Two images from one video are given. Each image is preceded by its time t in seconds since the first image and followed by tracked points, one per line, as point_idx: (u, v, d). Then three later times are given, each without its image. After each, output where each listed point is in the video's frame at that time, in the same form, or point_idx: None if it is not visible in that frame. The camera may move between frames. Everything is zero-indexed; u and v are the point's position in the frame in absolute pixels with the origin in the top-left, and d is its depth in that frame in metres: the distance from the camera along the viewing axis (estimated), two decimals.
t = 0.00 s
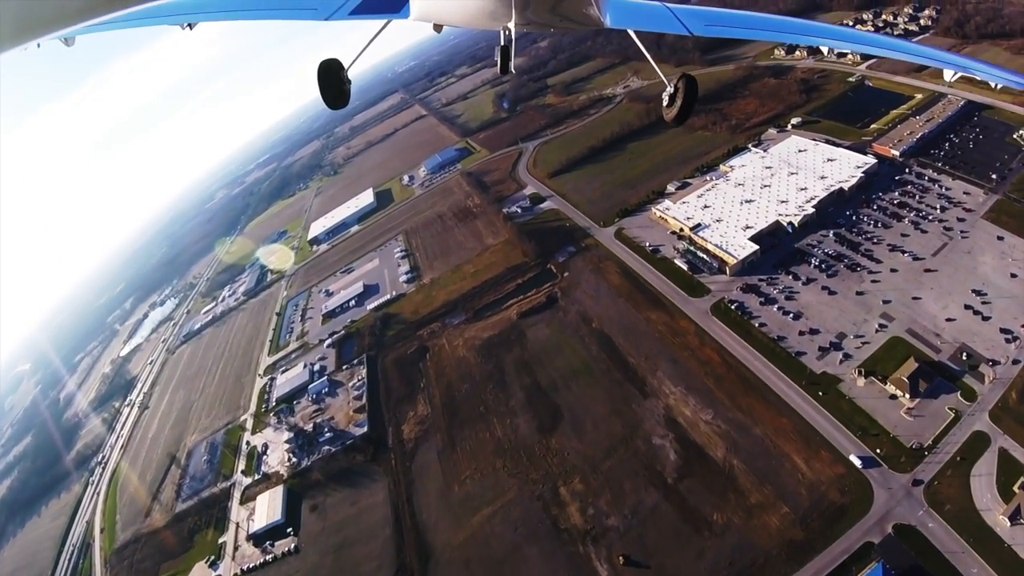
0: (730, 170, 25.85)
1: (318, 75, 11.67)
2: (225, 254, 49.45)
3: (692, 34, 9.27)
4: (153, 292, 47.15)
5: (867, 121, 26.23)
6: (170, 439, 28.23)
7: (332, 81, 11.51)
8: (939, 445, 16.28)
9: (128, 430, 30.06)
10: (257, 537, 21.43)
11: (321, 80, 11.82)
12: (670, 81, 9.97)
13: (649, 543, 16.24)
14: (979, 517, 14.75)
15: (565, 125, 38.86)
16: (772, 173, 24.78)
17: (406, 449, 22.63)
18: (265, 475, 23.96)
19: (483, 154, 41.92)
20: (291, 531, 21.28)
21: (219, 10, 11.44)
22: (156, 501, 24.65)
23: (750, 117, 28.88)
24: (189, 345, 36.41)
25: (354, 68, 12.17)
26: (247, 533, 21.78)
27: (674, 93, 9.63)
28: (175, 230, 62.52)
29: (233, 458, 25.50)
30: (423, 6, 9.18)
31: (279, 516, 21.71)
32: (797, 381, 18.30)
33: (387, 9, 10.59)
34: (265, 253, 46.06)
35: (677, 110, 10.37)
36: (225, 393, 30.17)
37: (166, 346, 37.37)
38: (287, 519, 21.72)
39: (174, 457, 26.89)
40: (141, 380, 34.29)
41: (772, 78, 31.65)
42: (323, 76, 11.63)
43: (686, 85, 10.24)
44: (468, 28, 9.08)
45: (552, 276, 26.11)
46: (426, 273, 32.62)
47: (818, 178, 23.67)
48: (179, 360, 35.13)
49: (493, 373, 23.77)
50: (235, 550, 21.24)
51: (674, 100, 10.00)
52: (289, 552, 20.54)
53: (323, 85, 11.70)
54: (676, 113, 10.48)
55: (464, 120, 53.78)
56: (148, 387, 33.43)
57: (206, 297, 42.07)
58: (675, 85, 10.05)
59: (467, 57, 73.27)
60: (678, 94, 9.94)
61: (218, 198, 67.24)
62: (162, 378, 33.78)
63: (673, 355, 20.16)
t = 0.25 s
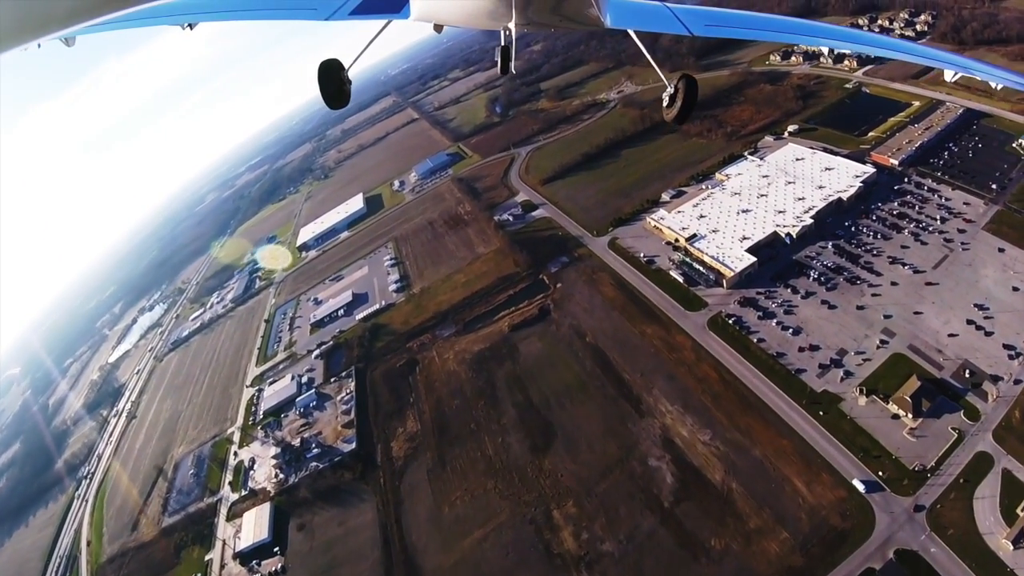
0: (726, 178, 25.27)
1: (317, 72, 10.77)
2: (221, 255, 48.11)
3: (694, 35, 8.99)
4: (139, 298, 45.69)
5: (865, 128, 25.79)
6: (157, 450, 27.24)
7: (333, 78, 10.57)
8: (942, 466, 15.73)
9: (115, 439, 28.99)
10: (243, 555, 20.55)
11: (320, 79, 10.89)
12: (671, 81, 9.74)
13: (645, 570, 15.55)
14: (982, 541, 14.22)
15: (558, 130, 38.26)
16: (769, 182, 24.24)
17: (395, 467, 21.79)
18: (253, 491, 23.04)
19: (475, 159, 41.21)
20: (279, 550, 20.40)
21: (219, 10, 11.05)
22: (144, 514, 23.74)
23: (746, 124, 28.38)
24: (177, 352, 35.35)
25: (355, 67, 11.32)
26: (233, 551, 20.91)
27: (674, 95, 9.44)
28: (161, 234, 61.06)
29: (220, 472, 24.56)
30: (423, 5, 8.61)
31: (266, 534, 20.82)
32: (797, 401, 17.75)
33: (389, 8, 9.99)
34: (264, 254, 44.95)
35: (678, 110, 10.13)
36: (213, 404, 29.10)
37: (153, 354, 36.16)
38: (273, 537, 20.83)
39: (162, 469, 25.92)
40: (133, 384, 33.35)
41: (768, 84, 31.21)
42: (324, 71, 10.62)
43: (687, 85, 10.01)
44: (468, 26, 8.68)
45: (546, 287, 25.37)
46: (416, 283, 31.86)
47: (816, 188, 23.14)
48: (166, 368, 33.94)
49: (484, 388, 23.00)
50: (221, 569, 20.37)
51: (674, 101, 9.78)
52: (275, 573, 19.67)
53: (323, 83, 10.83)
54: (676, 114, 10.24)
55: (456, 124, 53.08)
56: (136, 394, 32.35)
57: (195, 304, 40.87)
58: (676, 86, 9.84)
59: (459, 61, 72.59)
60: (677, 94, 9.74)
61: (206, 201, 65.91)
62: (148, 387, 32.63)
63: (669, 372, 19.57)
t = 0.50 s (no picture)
0: (721, 187, 24.69)
1: (317, 73, 10.75)
2: (216, 256, 47.48)
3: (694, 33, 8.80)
4: (125, 303, 44.41)
5: (861, 135, 25.35)
6: (143, 463, 26.31)
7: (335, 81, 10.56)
8: (944, 487, 15.15)
9: (102, 451, 27.89)
10: None
11: (320, 79, 10.85)
12: (669, 81, 9.42)
13: None
14: (986, 566, 13.62)
15: (549, 136, 37.68)
16: (765, 191, 23.67)
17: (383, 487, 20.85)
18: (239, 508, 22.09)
19: (465, 165, 40.53)
20: (265, 572, 19.57)
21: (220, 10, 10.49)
22: (130, 530, 22.80)
23: (741, 131, 27.87)
24: (165, 361, 34.09)
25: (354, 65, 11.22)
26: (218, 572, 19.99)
27: (673, 93, 9.07)
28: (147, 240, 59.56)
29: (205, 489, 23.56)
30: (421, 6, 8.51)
31: (252, 554, 20.04)
32: (796, 420, 17.17)
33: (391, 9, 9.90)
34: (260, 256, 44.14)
35: (678, 111, 9.79)
36: (198, 417, 27.96)
37: (139, 363, 35.04)
38: (260, 557, 20.05)
39: (148, 484, 24.89)
40: (121, 390, 32.30)
41: (762, 90, 30.74)
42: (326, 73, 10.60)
43: (686, 85, 9.72)
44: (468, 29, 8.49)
45: (538, 299, 24.68)
46: (405, 293, 31.09)
47: (814, 197, 22.62)
48: (151, 377, 32.85)
49: (474, 405, 22.22)
50: None
51: (673, 101, 9.42)
52: None
53: (324, 84, 10.78)
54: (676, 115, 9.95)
55: (446, 129, 52.43)
56: (124, 403, 31.25)
57: (183, 312, 39.23)
58: (675, 85, 9.47)
59: (449, 64, 71.89)
60: (677, 94, 9.38)
61: (194, 206, 64.58)
62: (134, 395, 31.59)
63: (665, 389, 18.94)
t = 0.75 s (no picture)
0: (714, 197, 24.18)
1: (318, 72, 10.94)
2: (211, 255, 46.81)
3: (693, 32, 9.03)
4: (108, 309, 42.99)
5: (855, 145, 25.00)
6: (126, 475, 25.29)
7: (335, 79, 10.73)
8: (943, 512, 14.65)
9: (84, 462, 26.84)
10: None
11: (320, 79, 11.01)
12: (670, 80, 9.45)
13: None
14: None
15: (539, 143, 37.13)
16: (759, 202, 23.19)
17: (368, 508, 20.00)
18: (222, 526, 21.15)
19: (454, 172, 39.86)
20: None
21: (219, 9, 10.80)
22: (112, 545, 21.95)
23: (733, 139, 27.44)
24: (150, 369, 33.01)
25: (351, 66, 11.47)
26: None
27: (674, 93, 9.17)
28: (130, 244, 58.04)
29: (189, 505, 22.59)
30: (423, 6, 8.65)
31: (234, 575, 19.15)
32: (792, 443, 16.65)
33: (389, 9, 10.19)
34: (255, 256, 43.55)
35: (678, 111, 9.87)
36: (182, 429, 26.93)
37: (122, 372, 33.80)
38: None
39: (130, 498, 23.88)
40: (104, 400, 31.13)
41: (754, 97, 30.36)
42: (326, 72, 10.79)
43: (686, 85, 9.75)
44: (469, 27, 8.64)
45: (527, 312, 24.00)
46: (392, 304, 30.31)
47: (808, 209, 22.16)
48: (135, 386, 31.68)
49: (462, 423, 21.48)
50: None
51: (673, 101, 9.49)
52: None
53: (324, 83, 10.97)
54: (676, 116, 10.01)
55: (436, 134, 51.81)
56: (109, 411, 30.21)
57: (169, 319, 38.10)
58: (675, 86, 9.54)
59: (439, 68, 71.27)
60: (677, 94, 9.46)
61: (180, 210, 63.01)
62: (118, 404, 30.43)
63: (658, 410, 18.37)
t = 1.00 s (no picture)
0: (703, 208, 23.63)
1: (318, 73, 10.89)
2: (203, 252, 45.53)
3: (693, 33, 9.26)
4: (84, 312, 41.00)
5: (847, 156, 24.71)
6: (104, 486, 23.93)
7: (335, 79, 10.67)
8: (938, 536, 14.13)
9: (64, 470, 25.42)
10: None
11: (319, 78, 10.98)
12: (671, 80, 9.40)
13: None
14: None
15: (526, 149, 36.48)
16: (750, 214, 22.67)
17: (347, 529, 19.00)
18: (201, 543, 20.15)
19: (440, 177, 39.04)
20: None
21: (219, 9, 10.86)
22: (90, 559, 20.81)
23: (723, 149, 27.01)
24: (128, 375, 31.42)
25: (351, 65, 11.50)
26: None
27: (673, 93, 9.07)
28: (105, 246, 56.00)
29: (167, 519, 21.49)
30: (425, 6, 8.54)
31: None
32: (785, 465, 16.05)
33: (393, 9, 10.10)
34: (248, 254, 42.32)
35: (678, 111, 9.79)
36: (159, 440, 25.54)
37: (98, 377, 32.13)
38: None
39: (109, 510, 22.62)
40: (81, 406, 29.53)
41: (744, 106, 29.98)
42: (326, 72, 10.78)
43: (686, 85, 9.66)
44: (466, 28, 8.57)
45: (512, 325, 23.25)
46: (374, 314, 29.32)
47: (800, 222, 21.68)
48: (113, 393, 30.10)
49: (444, 440, 20.55)
50: None
51: (673, 101, 9.47)
52: None
53: (324, 83, 10.93)
54: (676, 116, 9.95)
55: (422, 138, 51.03)
56: (87, 417, 28.64)
57: (148, 324, 36.42)
58: (676, 85, 9.53)
59: (426, 71, 70.48)
60: (677, 94, 9.43)
61: (159, 211, 61.01)
62: (95, 411, 28.89)
63: (646, 430, 17.69)
